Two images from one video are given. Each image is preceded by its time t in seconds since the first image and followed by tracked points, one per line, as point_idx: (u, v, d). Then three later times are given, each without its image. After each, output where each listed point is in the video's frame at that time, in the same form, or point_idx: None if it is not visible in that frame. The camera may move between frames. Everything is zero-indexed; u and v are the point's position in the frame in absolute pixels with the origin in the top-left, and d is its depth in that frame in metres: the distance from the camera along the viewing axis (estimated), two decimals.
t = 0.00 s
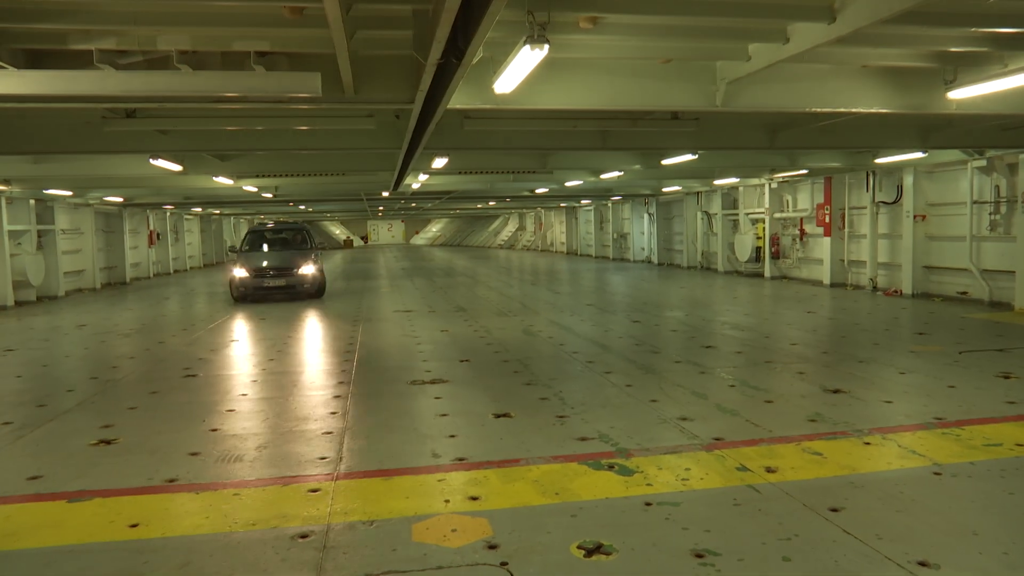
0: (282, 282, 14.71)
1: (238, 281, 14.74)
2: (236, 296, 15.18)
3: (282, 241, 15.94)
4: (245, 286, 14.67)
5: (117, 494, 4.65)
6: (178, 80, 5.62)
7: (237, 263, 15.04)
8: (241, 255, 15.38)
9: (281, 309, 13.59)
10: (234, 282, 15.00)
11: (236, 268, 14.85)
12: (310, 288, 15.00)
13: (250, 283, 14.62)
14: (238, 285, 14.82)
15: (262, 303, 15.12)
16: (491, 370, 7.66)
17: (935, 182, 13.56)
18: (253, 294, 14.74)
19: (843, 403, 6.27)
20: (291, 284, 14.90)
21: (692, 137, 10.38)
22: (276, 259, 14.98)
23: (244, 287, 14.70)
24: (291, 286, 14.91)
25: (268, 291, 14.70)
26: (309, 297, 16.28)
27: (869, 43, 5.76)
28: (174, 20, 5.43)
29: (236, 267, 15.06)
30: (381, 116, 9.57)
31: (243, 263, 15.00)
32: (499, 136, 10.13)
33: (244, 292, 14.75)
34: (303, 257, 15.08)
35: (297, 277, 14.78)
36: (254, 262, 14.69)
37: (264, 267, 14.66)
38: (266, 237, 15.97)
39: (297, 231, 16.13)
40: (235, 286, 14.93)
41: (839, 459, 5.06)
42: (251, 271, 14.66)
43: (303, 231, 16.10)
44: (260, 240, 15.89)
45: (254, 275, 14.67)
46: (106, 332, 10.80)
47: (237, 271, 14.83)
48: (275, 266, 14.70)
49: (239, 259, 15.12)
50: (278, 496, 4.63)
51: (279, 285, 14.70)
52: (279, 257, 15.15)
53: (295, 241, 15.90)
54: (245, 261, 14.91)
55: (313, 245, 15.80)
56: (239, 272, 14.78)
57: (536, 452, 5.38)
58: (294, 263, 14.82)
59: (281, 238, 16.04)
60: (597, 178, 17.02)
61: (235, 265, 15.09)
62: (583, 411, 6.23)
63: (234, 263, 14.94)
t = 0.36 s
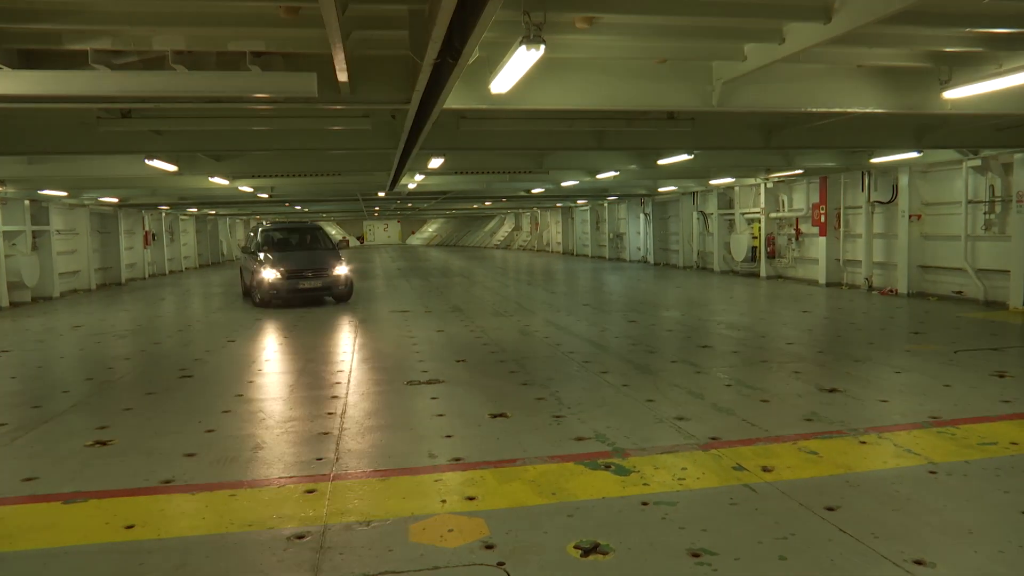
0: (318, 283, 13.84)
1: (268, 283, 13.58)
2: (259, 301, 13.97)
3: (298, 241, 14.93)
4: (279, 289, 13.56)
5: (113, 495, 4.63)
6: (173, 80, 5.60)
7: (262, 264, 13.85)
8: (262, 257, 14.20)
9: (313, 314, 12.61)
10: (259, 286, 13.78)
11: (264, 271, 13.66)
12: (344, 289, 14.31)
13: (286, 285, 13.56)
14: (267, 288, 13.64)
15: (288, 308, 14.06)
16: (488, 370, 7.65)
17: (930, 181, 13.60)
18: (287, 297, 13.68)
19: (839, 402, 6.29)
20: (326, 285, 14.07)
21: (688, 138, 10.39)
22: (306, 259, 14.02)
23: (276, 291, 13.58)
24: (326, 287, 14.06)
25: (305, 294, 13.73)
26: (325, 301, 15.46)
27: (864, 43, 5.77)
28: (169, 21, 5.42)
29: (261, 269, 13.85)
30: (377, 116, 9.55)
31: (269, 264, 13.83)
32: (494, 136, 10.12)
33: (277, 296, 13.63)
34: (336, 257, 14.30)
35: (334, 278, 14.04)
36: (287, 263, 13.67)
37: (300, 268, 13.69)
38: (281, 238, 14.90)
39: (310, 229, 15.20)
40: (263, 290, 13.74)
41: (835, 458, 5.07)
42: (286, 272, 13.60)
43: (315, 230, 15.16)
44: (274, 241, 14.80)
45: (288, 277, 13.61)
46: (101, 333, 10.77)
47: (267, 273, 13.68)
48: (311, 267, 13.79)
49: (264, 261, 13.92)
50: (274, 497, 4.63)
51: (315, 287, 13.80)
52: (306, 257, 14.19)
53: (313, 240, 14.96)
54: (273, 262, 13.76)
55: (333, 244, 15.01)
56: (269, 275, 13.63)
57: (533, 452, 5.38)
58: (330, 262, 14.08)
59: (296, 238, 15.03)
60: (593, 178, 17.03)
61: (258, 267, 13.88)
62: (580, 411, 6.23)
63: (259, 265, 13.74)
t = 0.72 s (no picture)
0: (364, 286, 12.61)
1: (309, 288, 12.19)
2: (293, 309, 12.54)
3: (324, 241, 13.54)
4: (322, 294, 12.22)
5: (105, 496, 4.61)
6: (166, 79, 5.58)
7: (299, 267, 12.41)
8: (293, 259, 12.74)
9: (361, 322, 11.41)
10: (297, 291, 12.34)
11: (303, 274, 12.23)
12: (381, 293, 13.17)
13: (329, 289, 12.24)
14: (307, 293, 12.24)
15: (326, 314, 12.78)
16: (482, 370, 7.64)
17: (922, 181, 13.66)
18: (330, 302, 12.36)
19: (832, 401, 6.31)
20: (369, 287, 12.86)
21: (681, 137, 10.39)
22: (345, 260, 12.72)
23: (319, 295, 12.23)
24: (369, 290, 12.84)
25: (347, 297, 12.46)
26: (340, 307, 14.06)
27: (856, 44, 5.79)
28: (161, 20, 5.40)
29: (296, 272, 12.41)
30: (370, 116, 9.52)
31: (305, 267, 12.41)
32: (489, 135, 10.13)
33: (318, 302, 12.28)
34: (374, 257, 13.08)
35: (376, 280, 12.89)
36: (329, 265, 12.35)
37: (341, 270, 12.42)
38: (305, 237, 13.48)
39: (333, 227, 13.84)
40: (302, 295, 12.34)
41: (828, 457, 5.09)
42: (328, 275, 12.28)
43: (338, 228, 13.80)
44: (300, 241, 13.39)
45: (331, 280, 12.28)
46: (93, 334, 10.72)
47: (306, 276, 12.26)
48: (354, 268, 12.54)
49: (299, 263, 12.48)
50: (267, 497, 4.62)
51: (360, 291, 12.58)
52: (342, 257, 12.88)
53: (339, 240, 13.65)
54: (311, 265, 12.35)
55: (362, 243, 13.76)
56: (308, 278, 12.22)
57: (527, 451, 5.38)
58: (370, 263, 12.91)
59: (318, 237, 13.61)
60: (587, 178, 17.04)
61: (292, 270, 12.42)
62: (574, 410, 6.23)
63: (298, 268, 12.31)
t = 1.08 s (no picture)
0: (417, 289, 11.57)
1: (360, 291, 11.04)
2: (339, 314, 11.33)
3: (361, 240, 12.38)
4: (376, 297, 11.11)
5: (94, 496, 4.59)
6: (155, 77, 5.56)
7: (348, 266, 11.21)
8: (336, 258, 11.54)
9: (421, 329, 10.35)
10: (345, 294, 11.16)
11: (354, 275, 11.07)
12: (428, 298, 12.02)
13: (383, 292, 11.14)
14: (358, 297, 11.07)
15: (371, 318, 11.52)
16: (473, 368, 7.64)
17: (912, 179, 13.72)
18: (383, 306, 11.25)
19: (822, 398, 6.33)
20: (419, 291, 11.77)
21: (672, 135, 10.39)
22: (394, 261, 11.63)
23: (371, 298, 11.10)
24: (421, 293, 11.81)
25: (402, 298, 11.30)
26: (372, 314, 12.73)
27: (845, 43, 5.81)
28: (151, 18, 5.37)
29: (344, 273, 11.23)
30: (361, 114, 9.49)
31: (353, 267, 11.25)
32: (480, 133, 10.12)
33: (370, 306, 11.15)
34: (421, 257, 12.05)
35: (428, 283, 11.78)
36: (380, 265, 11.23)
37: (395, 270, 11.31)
38: (342, 235, 12.31)
39: (367, 225, 12.74)
40: (351, 299, 11.16)
41: (818, 454, 5.11)
42: (380, 276, 11.17)
43: (374, 227, 12.69)
44: (338, 239, 12.20)
45: (384, 282, 11.19)
46: (82, 333, 10.67)
47: (356, 277, 11.10)
48: (408, 270, 11.49)
49: (346, 263, 11.31)
50: (259, 497, 4.60)
51: (413, 294, 11.53)
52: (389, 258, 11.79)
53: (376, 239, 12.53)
54: (360, 265, 11.21)
55: (400, 242, 12.71)
56: (359, 279, 11.07)
57: (519, 449, 5.39)
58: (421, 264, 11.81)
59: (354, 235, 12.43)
60: (578, 176, 17.05)
61: (339, 270, 11.24)
62: (565, 408, 6.23)
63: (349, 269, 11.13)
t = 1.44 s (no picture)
0: (471, 296, 10.28)
1: (410, 298, 9.73)
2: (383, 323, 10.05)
3: (399, 239, 11.04)
4: (427, 305, 9.82)
5: (71, 498, 4.53)
6: (133, 75, 5.51)
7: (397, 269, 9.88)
8: (378, 260, 10.19)
9: (481, 342, 9.12)
10: (392, 302, 9.86)
11: (403, 280, 9.76)
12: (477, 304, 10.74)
13: (435, 300, 9.86)
14: (408, 305, 9.77)
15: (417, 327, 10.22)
16: (454, 368, 7.64)
17: (889, 179, 13.89)
18: (434, 315, 9.96)
19: (801, 396, 6.39)
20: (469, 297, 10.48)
21: (652, 135, 10.44)
22: (442, 263, 10.34)
23: (422, 307, 9.81)
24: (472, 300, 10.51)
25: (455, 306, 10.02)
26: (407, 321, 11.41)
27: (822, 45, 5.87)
28: (128, 15, 5.32)
29: (390, 278, 9.90)
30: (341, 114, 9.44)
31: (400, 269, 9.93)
32: (462, 133, 10.10)
33: (420, 315, 9.86)
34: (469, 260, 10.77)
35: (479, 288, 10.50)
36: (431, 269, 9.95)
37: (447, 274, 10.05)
38: (379, 234, 10.95)
39: (404, 223, 11.40)
40: (400, 306, 9.84)
41: (796, 451, 5.16)
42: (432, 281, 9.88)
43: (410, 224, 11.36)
44: (376, 239, 10.86)
45: (436, 288, 9.90)
46: (59, 333, 10.54)
47: (405, 283, 9.79)
48: (460, 274, 10.19)
49: (391, 266, 10.00)
50: (238, 497, 4.57)
51: (467, 302, 10.22)
52: (436, 260, 10.48)
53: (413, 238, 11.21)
54: (409, 269, 9.90)
55: (441, 242, 11.40)
56: (408, 285, 9.76)
57: (499, 448, 5.39)
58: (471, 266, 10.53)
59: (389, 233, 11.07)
60: (559, 175, 17.07)
61: (383, 274, 9.90)
62: (546, 407, 6.24)
63: (397, 274, 9.81)
